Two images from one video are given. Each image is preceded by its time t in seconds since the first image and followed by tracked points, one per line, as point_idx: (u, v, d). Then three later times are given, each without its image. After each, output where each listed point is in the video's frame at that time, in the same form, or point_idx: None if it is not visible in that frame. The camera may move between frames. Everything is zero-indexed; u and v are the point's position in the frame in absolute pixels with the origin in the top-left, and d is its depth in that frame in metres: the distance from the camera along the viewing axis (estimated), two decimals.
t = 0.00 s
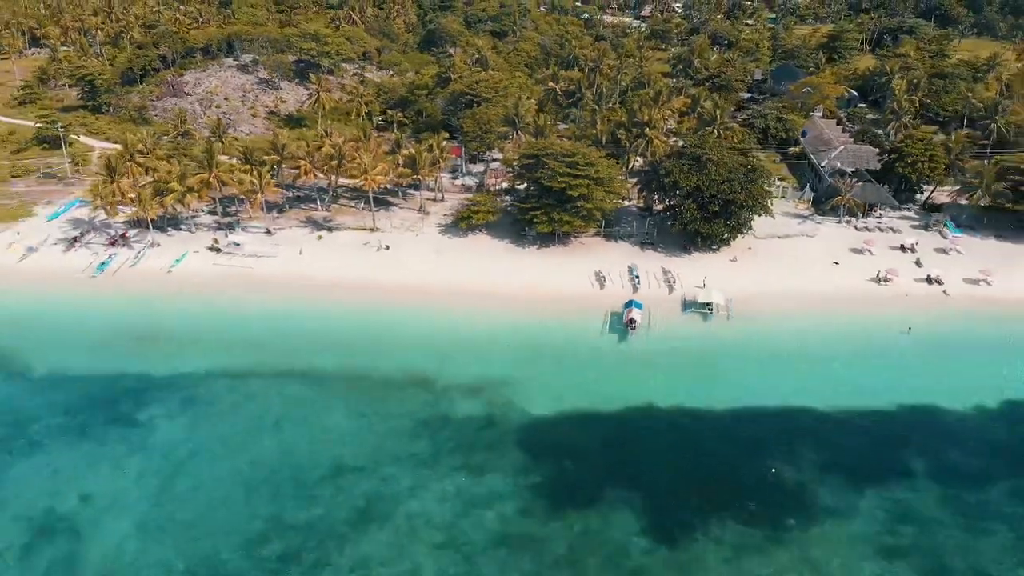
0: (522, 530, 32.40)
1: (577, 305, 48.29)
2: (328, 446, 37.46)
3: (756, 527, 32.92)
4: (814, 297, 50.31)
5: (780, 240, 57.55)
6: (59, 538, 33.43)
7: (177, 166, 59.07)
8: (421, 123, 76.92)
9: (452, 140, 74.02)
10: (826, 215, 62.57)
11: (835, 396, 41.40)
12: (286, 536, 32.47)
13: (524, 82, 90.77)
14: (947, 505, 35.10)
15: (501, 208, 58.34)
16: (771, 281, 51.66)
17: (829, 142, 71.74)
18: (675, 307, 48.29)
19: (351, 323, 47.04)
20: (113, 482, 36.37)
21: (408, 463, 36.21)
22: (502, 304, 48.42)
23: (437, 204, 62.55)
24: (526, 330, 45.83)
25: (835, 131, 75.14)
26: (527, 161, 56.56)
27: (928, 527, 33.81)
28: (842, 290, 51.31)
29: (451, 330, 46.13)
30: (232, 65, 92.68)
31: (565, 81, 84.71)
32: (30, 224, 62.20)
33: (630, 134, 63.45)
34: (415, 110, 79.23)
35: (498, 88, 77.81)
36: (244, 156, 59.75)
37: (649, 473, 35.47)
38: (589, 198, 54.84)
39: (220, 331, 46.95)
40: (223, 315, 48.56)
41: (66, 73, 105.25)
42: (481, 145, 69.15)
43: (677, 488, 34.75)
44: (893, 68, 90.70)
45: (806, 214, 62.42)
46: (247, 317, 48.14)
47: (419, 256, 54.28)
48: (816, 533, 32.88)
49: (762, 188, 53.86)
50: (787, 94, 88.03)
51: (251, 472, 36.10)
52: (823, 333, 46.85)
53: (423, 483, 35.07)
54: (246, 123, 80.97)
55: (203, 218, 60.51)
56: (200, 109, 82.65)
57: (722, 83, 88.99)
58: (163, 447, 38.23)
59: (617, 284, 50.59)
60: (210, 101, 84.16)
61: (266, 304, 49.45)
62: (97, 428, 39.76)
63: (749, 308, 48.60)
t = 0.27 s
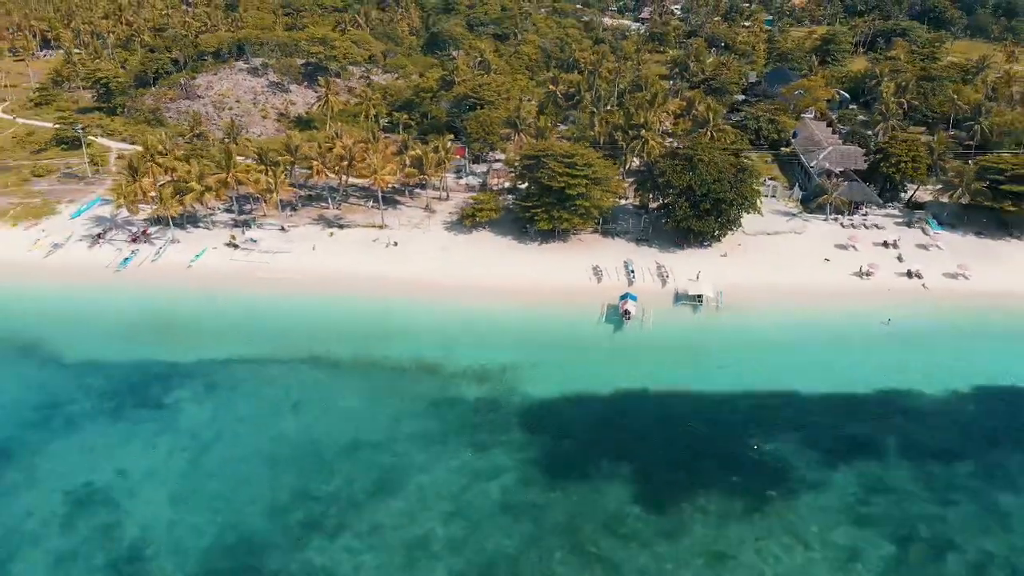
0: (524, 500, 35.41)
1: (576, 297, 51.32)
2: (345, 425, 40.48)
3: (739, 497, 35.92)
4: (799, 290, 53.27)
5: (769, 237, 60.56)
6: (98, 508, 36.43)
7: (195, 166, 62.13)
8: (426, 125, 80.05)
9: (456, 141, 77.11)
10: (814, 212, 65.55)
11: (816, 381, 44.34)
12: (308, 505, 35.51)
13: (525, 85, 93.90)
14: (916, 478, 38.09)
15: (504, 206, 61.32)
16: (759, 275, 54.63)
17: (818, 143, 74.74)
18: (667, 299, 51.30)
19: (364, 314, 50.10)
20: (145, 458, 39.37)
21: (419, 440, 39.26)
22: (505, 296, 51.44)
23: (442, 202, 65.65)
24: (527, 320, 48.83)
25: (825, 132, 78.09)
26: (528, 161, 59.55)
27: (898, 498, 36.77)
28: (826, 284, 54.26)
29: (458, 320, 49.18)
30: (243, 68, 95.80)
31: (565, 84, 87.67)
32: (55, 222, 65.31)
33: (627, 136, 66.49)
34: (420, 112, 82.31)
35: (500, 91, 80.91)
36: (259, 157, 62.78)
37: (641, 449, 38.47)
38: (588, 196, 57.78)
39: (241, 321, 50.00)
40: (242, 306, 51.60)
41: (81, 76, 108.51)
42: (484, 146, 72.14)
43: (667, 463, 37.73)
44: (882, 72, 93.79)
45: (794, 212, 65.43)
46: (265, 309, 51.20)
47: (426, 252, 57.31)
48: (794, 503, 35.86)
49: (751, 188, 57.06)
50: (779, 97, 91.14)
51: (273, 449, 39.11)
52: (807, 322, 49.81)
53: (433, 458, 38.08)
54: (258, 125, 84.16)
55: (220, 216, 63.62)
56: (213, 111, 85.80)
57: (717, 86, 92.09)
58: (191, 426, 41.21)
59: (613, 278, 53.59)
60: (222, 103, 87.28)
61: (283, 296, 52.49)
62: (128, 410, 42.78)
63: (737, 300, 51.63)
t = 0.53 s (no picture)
0: (524, 477, 38.33)
1: (573, 292, 54.24)
2: (357, 410, 43.42)
3: (723, 475, 38.82)
4: (786, 286, 56.10)
5: (758, 235, 63.41)
6: (129, 485, 39.31)
7: (211, 168, 65.03)
8: (430, 128, 83.02)
9: (459, 143, 80.02)
10: (802, 212, 68.38)
11: (799, 370, 47.17)
12: (324, 482, 38.46)
13: (526, 89, 96.80)
14: (888, 459, 40.95)
15: (505, 206, 64.16)
16: (748, 272, 57.50)
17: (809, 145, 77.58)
18: (660, 294, 54.16)
19: (373, 307, 53.05)
20: (171, 439, 42.25)
21: (426, 424, 42.21)
22: (506, 291, 54.37)
23: (446, 202, 68.57)
24: (527, 314, 51.74)
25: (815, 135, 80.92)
26: (528, 163, 62.39)
27: (871, 477, 39.63)
28: (811, 280, 57.10)
29: (462, 313, 52.11)
30: (252, 72, 98.72)
31: (564, 87, 90.56)
32: (76, 221, 68.24)
33: (623, 139, 69.37)
34: (425, 115, 85.20)
35: (501, 95, 83.81)
36: (272, 159, 65.68)
37: (633, 432, 41.36)
38: (585, 196, 60.63)
39: (257, 314, 52.96)
40: (257, 301, 54.53)
41: (94, 79, 111.60)
42: (486, 148, 75.02)
43: (656, 445, 40.63)
44: (872, 76, 96.65)
45: (784, 212, 68.28)
46: (280, 303, 54.16)
47: (431, 249, 60.23)
48: (774, 481, 38.74)
49: (740, 190, 59.98)
50: (773, 100, 93.95)
51: (291, 431, 42.03)
52: (792, 316, 52.67)
53: (440, 440, 41.01)
54: (268, 128, 87.13)
55: (234, 216, 66.57)
56: (224, 114, 88.76)
57: (712, 89, 94.91)
58: (212, 411, 44.11)
59: (609, 274, 56.47)
60: (232, 107, 90.22)
61: (296, 291, 55.43)
62: (154, 396, 45.70)
63: (726, 295, 54.51)
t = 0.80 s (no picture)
0: (524, 463, 40.90)
1: (571, 290, 56.75)
2: (366, 401, 45.98)
3: (711, 461, 41.41)
4: (775, 284, 58.55)
5: (750, 236, 65.88)
6: (153, 469, 41.91)
7: (223, 171, 67.58)
8: (434, 131, 85.64)
9: (463, 146, 82.59)
10: (793, 213, 70.82)
11: (785, 363, 49.66)
12: (336, 467, 41.02)
13: (527, 93, 99.34)
14: (867, 446, 43.43)
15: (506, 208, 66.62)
16: (739, 271, 59.94)
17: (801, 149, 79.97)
18: (654, 292, 56.62)
19: (380, 304, 55.60)
20: (191, 427, 44.86)
21: (431, 413, 44.74)
22: (507, 289, 56.88)
23: (450, 204, 71.13)
24: (527, 310, 54.29)
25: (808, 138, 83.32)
26: (529, 166, 64.86)
27: (850, 462, 42.19)
28: (800, 278, 59.53)
29: (465, 310, 54.64)
30: (260, 76, 101.35)
31: (564, 91, 93.04)
32: (93, 221, 70.84)
33: (621, 142, 71.86)
34: (428, 118, 87.78)
35: (503, 99, 86.26)
36: (282, 162, 68.21)
37: (627, 421, 43.94)
38: (583, 198, 63.09)
39: (269, 310, 55.56)
40: (270, 298, 57.11)
41: (105, 82, 114.37)
42: (488, 151, 77.59)
43: (648, 433, 43.14)
44: (865, 80, 99.08)
45: (775, 213, 70.74)
46: (291, 299, 56.75)
47: (436, 249, 62.78)
48: (758, 466, 41.31)
49: (732, 192, 62.46)
50: (767, 104, 96.38)
51: (305, 420, 44.66)
52: (780, 312, 55.14)
53: (444, 428, 43.55)
54: (276, 131, 89.81)
55: (246, 217, 69.15)
56: (234, 118, 91.39)
57: (708, 93, 97.36)
58: (230, 401, 46.76)
59: (606, 273, 58.94)
60: (241, 110, 92.87)
61: (307, 288, 57.99)
62: (174, 388, 48.33)
63: (718, 293, 56.95)
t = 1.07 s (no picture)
0: (524, 450, 43.36)
1: (570, 287, 59.23)
2: (374, 392, 48.45)
3: (700, 449, 43.85)
4: (765, 282, 60.97)
5: (742, 236, 68.32)
6: (174, 456, 44.39)
7: (234, 174, 70.06)
8: (437, 135, 88.16)
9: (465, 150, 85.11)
10: (784, 214, 73.27)
11: (773, 358, 52.09)
12: (347, 454, 43.50)
13: (527, 96, 101.83)
14: (848, 435, 45.86)
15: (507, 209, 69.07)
16: (730, 270, 62.37)
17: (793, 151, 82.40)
18: (649, 290, 59.07)
19: (386, 302, 58.08)
20: (209, 417, 47.34)
21: (436, 404, 47.22)
22: (508, 287, 59.36)
23: (453, 206, 73.61)
24: (527, 307, 56.76)
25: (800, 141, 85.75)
26: (529, 169, 67.30)
27: (832, 450, 44.60)
28: (789, 277, 61.94)
29: (467, 306, 57.13)
30: (267, 80, 103.84)
31: (563, 95, 95.49)
32: (108, 222, 73.32)
33: (618, 146, 74.32)
34: (431, 122, 90.25)
35: (504, 103, 88.75)
36: (291, 165, 70.66)
37: (622, 411, 46.39)
38: (581, 200, 65.53)
39: (280, 307, 58.06)
40: (280, 295, 59.60)
41: (114, 86, 116.87)
42: (489, 154, 80.05)
43: (641, 423, 45.59)
44: (857, 84, 101.50)
45: (767, 214, 73.18)
46: (301, 297, 59.24)
47: (439, 249, 65.28)
48: (745, 454, 43.76)
49: (724, 194, 64.92)
50: (762, 108, 98.82)
51: (316, 410, 47.14)
52: (769, 309, 57.55)
53: (448, 418, 46.02)
54: (283, 135, 92.32)
55: (255, 218, 71.65)
56: (242, 122, 93.89)
57: (704, 97, 99.80)
58: (245, 393, 49.23)
59: (603, 272, 61.38)
60: (249, 114, 95.39)
61: (315, 286, 60.48)
62: (191, 380, 50.82)
63: (710, 291, 59.40)
